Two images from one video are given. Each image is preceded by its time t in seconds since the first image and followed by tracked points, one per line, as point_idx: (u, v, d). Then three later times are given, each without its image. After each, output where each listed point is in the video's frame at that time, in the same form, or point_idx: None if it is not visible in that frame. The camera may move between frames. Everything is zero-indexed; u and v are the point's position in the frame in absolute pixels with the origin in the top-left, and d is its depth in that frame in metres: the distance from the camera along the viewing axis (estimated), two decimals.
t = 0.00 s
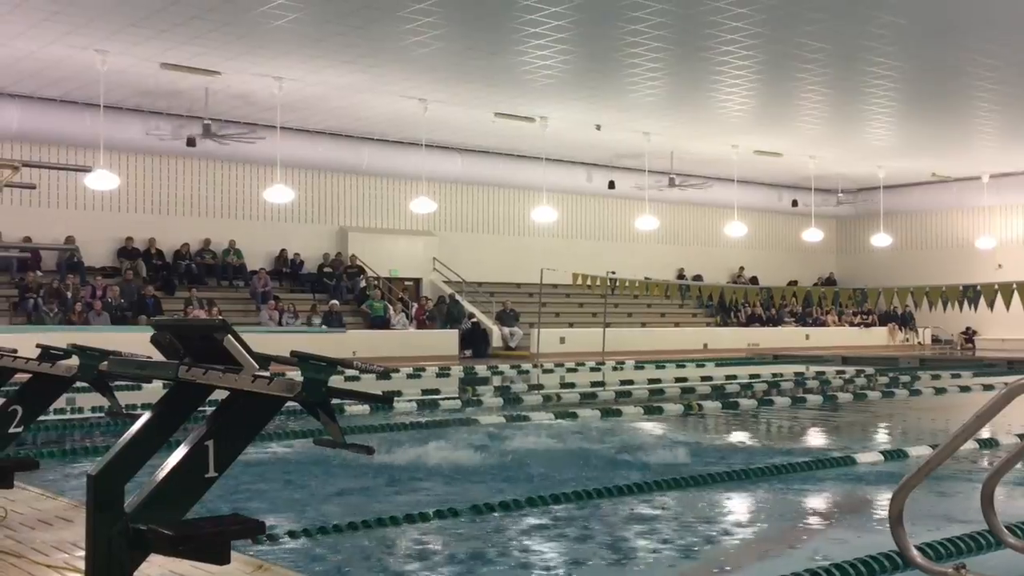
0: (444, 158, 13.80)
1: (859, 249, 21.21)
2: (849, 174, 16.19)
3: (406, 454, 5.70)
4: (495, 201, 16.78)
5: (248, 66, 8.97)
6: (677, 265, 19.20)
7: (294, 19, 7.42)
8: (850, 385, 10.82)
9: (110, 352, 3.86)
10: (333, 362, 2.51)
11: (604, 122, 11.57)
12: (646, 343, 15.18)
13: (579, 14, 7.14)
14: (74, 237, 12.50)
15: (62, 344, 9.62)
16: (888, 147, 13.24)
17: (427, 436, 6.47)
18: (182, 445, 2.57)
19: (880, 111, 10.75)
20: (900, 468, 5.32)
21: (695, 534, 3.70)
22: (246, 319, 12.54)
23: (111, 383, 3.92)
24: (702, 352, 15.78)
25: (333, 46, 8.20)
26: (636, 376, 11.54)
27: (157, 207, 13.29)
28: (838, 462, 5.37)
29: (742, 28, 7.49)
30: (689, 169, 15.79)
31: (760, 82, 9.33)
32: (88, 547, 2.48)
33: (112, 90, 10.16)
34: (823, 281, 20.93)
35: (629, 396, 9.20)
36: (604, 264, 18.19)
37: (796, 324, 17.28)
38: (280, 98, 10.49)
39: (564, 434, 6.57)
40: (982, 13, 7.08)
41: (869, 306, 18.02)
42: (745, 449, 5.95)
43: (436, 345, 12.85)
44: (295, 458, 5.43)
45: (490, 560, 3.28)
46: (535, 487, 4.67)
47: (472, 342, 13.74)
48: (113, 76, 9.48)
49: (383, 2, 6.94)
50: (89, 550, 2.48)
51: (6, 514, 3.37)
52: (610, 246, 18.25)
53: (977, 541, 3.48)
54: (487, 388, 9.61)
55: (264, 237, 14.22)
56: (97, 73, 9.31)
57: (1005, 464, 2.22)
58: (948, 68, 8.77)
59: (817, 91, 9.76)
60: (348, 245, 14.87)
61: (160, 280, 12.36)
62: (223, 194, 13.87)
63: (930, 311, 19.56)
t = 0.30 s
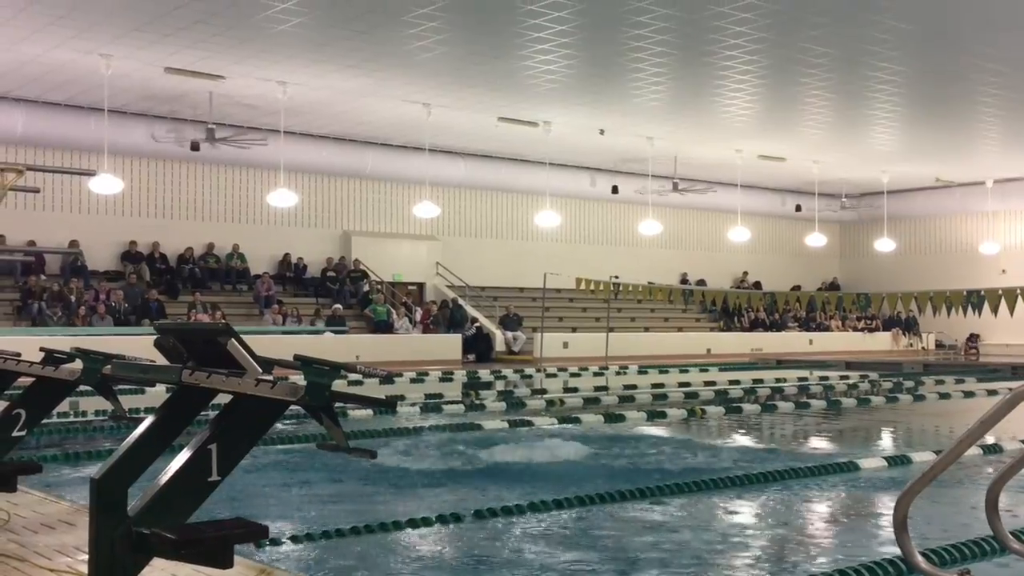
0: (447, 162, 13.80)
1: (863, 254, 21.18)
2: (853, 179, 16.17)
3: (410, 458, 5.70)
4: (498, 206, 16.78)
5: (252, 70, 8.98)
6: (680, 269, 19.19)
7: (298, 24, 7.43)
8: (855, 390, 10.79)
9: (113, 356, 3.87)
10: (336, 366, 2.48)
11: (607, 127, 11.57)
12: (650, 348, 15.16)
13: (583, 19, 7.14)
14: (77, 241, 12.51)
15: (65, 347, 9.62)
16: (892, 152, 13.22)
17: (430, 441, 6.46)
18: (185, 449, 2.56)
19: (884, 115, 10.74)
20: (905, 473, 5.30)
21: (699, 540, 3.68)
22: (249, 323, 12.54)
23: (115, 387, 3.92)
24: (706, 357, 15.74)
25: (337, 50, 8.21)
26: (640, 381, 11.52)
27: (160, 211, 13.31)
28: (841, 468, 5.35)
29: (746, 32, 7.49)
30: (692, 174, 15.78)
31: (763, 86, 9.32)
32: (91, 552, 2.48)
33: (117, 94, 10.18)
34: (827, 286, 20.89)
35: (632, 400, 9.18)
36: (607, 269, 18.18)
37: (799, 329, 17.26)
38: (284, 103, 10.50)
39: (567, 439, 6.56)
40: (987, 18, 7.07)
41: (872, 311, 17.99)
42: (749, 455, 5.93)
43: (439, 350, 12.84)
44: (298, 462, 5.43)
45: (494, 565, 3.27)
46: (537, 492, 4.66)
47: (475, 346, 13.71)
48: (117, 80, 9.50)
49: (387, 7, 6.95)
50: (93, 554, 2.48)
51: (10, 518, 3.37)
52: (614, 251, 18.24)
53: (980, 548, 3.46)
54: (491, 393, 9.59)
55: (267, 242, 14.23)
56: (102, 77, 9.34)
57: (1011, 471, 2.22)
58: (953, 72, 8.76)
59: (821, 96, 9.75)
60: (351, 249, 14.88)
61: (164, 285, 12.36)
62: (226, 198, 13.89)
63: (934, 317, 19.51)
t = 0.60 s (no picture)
0: (449, 166, 13.82)
1: (865, 259, 21.17)
2: (855, 184, 16.17)
3: (411, 462, 5.69)
4: (500, 210, 16.79)
5: (254, 75, 9.00)
6: (681, 274, 19.18)
7: (300, 28, 7.44)
8: (857, 395, 10.78)
9: (115, 360, 3.87)
10: (337, 370, 2.48)
11: (609, 131, 11.58)
12: (652, 352, 15.14)
13: (584, 23, 7.15)
14: (79, 245, 12.53)
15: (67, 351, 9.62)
16: (893, 156, 13.22)
17: (431, 445, 6.46)
18: (185, 453, 2.56)
19: (885, 120, 10.74)
20: (907, 477, 5.30)
21: (701, 543, 3.69)
22: (251, 326, 12.55)
23: (117, 391, 3.92)
24: (707, 361, 15.73)
25: (339, 55, 8.22)
26: (641, 385, 11.51)
27: (162, 215, 13.32)
28: (842, 472, 5.36)
29: (748, 37, 7.50)
30: (693, 178, 15.78)
31: (765, 91, 9.33)
32: (93, 557, 2.47)
33: (119, 98, 10.19)
34: (828, 291, 20.88)
35: (634, 404, 9.17)
36: (608, 273, 18.19)
37: (800, 334, 17.25)
38: (286, 107, 10.52)
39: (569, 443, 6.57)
40: (988, 23, 7.08)
41: (874, 316, 17.98)
42: (750, 459, 5.93)
43: (440, 354, 12.83)
44: (300, 466, 5.44)
45: (495, 569, 3.27)
46: (538, 495, 4.66)
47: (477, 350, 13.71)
48: (119, 84, 9.52)
49: (390, 11, 6.96)
50: (94, 560, 2.47)
51: (11, 522, 3.36)
52: (615, 255, 18.24)
53: (983, 553, 3.46)
54: (493, 397, 9.59)
55: (269, 246, 14.25)
56: (104, 81, 9.35)
57: (1014, 475, 2.22)
58: (954, 77, 8.77)
59: (823, 100, 9.76)
60: (352, 253, 14.89)
61: (165, 288, 12.38)
62: (228, 202, 13.90)
63: (936, 321, 19.50)
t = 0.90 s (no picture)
0: (449, 168, 13.83)
1: (864, 261, 21.17)
2: (854, 186, 16.17)
3: (411, 463, 5.70)
4: (499, 211, 16.79)
5: (254, 76, 9.00)
6: (681, 276, 19.19)
7: (300, 30, 7.45)
8: (856, 397, 10.80)
9: (115, 360, 3.87)
10: (337, 371, 2.48)
11: (608, 133, 11.58)
12: (651, 354, 15.15)
13: (584, 25, 7.16)
14: (80, 246, 12.53)
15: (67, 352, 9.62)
16: (893, 158, 13.22)
17: (431, 446, 6.46)
18: (184, 455, 2.56)
19: (885, 122, 10.74)
20: (907, 479, 5.31)
21: (704, 544, 3.70)
22: (251, 327, 12.57)
23: (116, 392, 3.92)
24: (707, 363, 15.74)
25: (339, 56, 8.22)
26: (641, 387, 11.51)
27: (162, 216, 13.32)
28: (842, 473, 5.36)
29: (747, 39, 7.51)
30: (693, 180, 15.78)
31: (764, 93, 9.34)
32: (92, 558, 2.48)
33: (119, 99, 10.19)
34: (828, 293, 20.89)
35: (634, 406, 9.18)
36: (608, 275, 18.19)
37: (800, 336, 17.26)
38: (286, 108, 10.52)
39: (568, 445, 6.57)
40: (987, 25, 7.09)
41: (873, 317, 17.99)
42: (750, 461, 5.94)
43: (440, 356, 12.82)
44: (300, 467, 5.44)
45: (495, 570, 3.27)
46: (537, 496, 4.67)
47: (476, 352, 13.83)
48: (119, 86, 9.52)
49: (389, 13, 6.97)
50: (93, 561, 2.47)
51: (10, 522, 3.36)
52: (615, 256, 18.24)
53: (983, 556, 3.46)
54: (492, 398, 9.60)
55: (269, 247, 14.25)
56: (104, 82, 9.35)
57: (1014, 476, 2.21)
58: (953, 79, 8.78)
59: (823, 102, 9.76)
60: (351, 254, 14.89)
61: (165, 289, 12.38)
62: (228, 203, 13.90)
63: (936, 323, 19.50)
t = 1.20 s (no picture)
0: (446, 168, 13.83)
1: (861, 261, 21.20)
2: (851, 186, 16.18)
3: (408, 463, 5.69)
4: (496, 211, 16.79)
5: (251, 76, 9.00)
6: (678, 276, 19.20)
7: (297, 29, 7.44)
8: (852, 396, 10.81)
9: (111, 360, 3.85)
10: (334, 371, 2.48)
11: (605, 133, 11.59)
12: (648, 354, 15.16)
13: (581, 25, 7.16)
14: (76, 246, 12.51)
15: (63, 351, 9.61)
16: (889, 159, 13.24)
17: (428, 446, 6.46)
18: (180, 454, 2.55)
19: (882, 122, 10.75)
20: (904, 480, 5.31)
21: (701, 543, 3.72)
22: (247, 327, 12.57)
23: (112, 392, 3.90)
24: (703, 363, 15.75)
25: (335, 56, 8.22)
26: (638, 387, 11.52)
27: (158, 216, 13.30)
28: (840, 474, 5.37)
29: (744, 39, 7.51)
30: (689, 180, 15.79)
31: (761, 93, 9.34)
32: (87, 559, 2.47)
33: (115, 98, 10.18)
34: (824, 293, 20.92)
35: (630, 406, 9.18)
36: (604, 275, 18.20)
37: (796, 336, 17.28)
38: (282, 108, 10.51)
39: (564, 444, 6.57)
40: (984, 26, 7.09)
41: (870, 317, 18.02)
42: (747, 461, 5.94)
43: (435, 355, 12.81)
44: (297, 467, 5.44)
45: (494, 570, 3.28)
46: (535, 496, 4.67)
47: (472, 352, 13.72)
48: (115, 85, 9.51)
49: (386, 13, 6.97)
50: (89, 562, 2.47)
51: (6, 522, 3.36)
52: (611, 257, 18.25)
53: (977, 555, 3.46)
54: (488, 399, 9.60)
55: (266, 247, 14.25)
56: (100, 82, 9.34)
57: (1011, 473, 2.21)
58: (950, 80, 8.79)
59: (819, 102, 9.77)
60: (348, 254, 14.88)
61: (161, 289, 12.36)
62: (225, 202, 13.89)
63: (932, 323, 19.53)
